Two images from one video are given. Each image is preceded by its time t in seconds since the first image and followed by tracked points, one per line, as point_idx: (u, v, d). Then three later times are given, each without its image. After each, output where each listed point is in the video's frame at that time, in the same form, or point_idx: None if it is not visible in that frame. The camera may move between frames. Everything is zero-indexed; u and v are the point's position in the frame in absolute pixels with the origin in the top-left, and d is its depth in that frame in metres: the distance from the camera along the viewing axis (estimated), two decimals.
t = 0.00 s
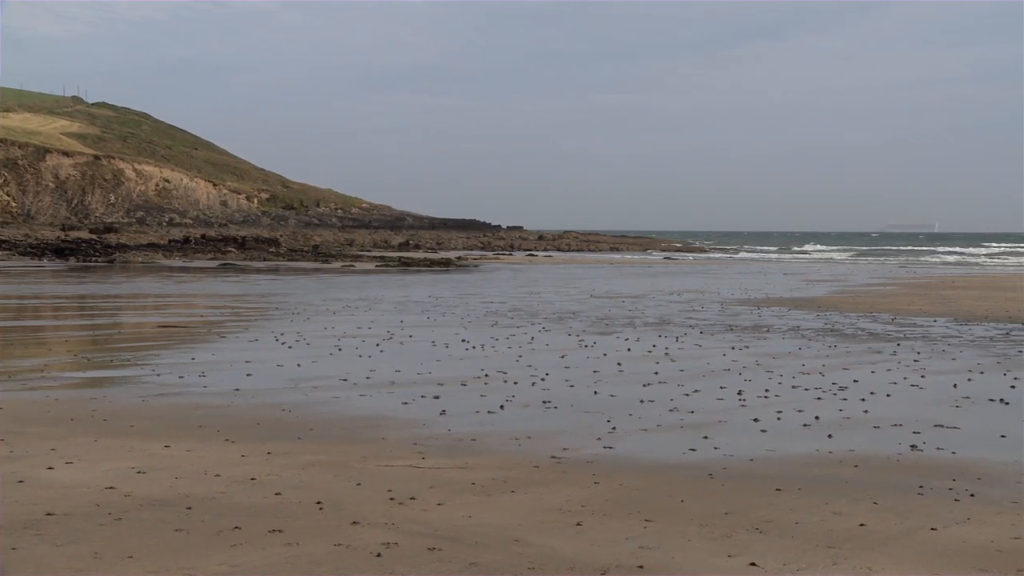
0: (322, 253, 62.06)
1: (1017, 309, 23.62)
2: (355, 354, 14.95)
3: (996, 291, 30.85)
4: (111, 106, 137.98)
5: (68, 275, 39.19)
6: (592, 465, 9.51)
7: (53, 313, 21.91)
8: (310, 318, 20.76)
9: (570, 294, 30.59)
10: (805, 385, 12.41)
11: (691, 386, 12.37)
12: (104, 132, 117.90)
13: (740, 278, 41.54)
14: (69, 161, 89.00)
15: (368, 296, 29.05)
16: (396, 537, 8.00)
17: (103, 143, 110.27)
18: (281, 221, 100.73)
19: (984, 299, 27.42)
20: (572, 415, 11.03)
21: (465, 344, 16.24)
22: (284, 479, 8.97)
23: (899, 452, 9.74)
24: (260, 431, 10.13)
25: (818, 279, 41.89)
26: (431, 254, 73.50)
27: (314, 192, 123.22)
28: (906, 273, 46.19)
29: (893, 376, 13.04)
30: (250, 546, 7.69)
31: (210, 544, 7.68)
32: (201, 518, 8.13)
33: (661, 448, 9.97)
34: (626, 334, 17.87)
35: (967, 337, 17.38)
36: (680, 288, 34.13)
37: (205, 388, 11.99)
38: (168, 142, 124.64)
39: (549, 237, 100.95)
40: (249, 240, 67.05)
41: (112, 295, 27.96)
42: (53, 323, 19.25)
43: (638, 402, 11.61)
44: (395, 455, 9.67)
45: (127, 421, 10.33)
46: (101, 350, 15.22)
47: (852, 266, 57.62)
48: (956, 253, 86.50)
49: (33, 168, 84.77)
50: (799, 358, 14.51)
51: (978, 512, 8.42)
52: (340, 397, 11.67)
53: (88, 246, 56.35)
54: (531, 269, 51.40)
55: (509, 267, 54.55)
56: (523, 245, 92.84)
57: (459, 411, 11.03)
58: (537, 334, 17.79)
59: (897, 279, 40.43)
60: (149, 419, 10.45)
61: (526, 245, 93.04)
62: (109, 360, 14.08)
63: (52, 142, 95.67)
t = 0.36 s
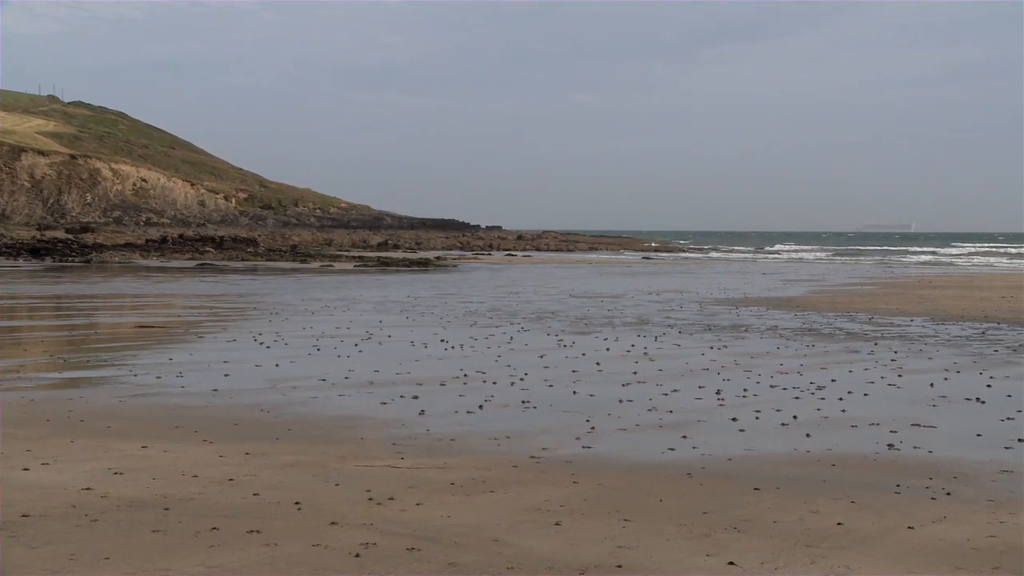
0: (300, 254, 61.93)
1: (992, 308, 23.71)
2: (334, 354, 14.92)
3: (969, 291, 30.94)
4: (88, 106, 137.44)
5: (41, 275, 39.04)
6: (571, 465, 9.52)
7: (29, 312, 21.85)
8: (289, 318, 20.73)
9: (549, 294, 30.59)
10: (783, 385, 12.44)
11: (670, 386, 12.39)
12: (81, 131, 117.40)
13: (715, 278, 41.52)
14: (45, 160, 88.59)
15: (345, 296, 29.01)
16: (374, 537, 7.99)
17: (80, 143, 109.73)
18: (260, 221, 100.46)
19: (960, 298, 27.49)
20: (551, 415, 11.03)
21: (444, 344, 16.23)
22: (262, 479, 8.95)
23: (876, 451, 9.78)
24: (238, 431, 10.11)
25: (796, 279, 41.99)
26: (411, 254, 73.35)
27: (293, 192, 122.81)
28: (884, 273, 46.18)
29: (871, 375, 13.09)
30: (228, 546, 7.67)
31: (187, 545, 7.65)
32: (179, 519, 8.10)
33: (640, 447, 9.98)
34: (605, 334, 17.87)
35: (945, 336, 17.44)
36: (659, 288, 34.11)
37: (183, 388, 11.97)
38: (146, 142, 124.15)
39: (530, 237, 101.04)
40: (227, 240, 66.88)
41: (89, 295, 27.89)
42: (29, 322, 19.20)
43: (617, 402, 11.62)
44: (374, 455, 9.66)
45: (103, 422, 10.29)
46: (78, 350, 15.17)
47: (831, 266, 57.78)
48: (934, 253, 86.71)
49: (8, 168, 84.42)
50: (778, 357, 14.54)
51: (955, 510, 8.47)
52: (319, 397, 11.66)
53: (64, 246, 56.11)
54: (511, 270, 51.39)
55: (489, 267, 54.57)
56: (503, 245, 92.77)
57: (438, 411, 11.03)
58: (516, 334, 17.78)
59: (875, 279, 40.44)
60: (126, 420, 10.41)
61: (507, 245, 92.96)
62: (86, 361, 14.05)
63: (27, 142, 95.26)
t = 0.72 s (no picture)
0: (281, 253, 61.83)
1: (970, 308, 23.82)
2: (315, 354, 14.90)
3: (944, 291, 31.11)
4: (66, 105, 136.77)
5: (15, 275, 38.87)
6: (551, 464, 9.53)
7: (7, 313, 21.78)
8: (269, 318, 20.70)
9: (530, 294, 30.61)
10: (763, 385, 12.47)
11: (650, 386, 12.41)
12: (59, 130, 116.76)
13: (692, 279, 41.60)
14: (22, 160, 88.11)
15: (325, 296, 29.01)
16: (355, 538, 7.98)
17: (58, 142, 109.15)
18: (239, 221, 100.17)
19: (937, 299, 27.57)
20: (532, 415, 11.03)
21: (424, 344, 16.22)
22: (242, 480, 8.92)
23: (855, 449, 9.82)
24: (218, 432, 10.08)
25: (774, 279, 42.11)
26: (391, 254, 73.26)
27: (275, 193, 122.51)
28: (865, 273, 46.19)
29: (850, 374, 13.14)
30: (207, 547, 7.64)
31: (166, 546, 7.62)
32: (157, 520, 8.07)
33: (620, 447, 9.99)
34: (586, 334, 17.87)
35: (923, 336, 17.53)
36: (639, 288, 34.15)
37: (162, 389, 11.94)
38: (126, 142, 123.59)
39: (509, 237, 101.03)
40: (207, 239, 66.62)
41: (68, 295, 27.81)
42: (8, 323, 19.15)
43: (597, 402, 11.64)
44: (354, 455, 9.65)
45: (81, 423, 10.25)
46: (55, 350, 15.12)
47: (812, 266, 57.98)
48: (912, 253, 87.03)
49: None
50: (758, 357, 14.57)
51: (933, 509, 8.51)
52: (299, 397, 11.64)
53: (41, 246, 55.84)
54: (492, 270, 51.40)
55: (472, 267, 54.57)
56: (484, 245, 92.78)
57: (419, 412, 11.02)
58: (497, 334, 17.78)
59: (853, 280, 40.49)
60: (104, 421, 10.37)
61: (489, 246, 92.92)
62: (63, 361, 14.00)
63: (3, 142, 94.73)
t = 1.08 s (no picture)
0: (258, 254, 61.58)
1: (946, 308, 23.92)
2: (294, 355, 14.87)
3: (919, 291, 31.23)
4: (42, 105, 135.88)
5: None
6: (530, 464, 9.52)
7: None
8: (249, 318, 20.66)
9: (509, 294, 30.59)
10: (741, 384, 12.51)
11: (629, 385, 12.43)
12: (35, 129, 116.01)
13: (670, 279, 41.59)
14: None
15: (304, 296, 28.96)
16: (333, 538, 7.96)
17: (34, 141, 108.40)
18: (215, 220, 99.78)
19: (914, 298, 27.65)
20: (511, 414, 11.04)
21: (403, 344, 16.20)
22: (220, 481, 8.88)
23: (833, 448, 9.87)
24: (196, 433, 10.04)
25: (752, 279, 42.18)
26: (369, 254, 72.99)
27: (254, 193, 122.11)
28: (844, 274, 46.09)
29: (827, 373, 13.21)
30: (185, 549, 7.61)
31: (143, 547, 7.58)
32: (134, 521, 8.03)
33: (599, 447, 10.00)
34: (565, 334, 17.88)
35: (900, 335, 17.62)
36: (618, 288, 34.16)
37: (139, 389, 11.88)
38: (103, 142, 122.85)
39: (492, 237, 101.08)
40: (184, 239, 66.32)
41: (43, 295, 27.64)
42: None
43: (576, 402, 11.65)
44: (333, 455, 9.63)
45: (57, 424, 10.18)
46: (31, 351, 15.04)
47: (791, 266, 58.15)
48: (886, 253, 87.08)
49: None
50: (737, 357, 14.61)
51: (910, 507, 8.55)
52: (277, 398, 11.60)
53: (14, 247, 55.45)
54: (472, 270, 51.36)
55: (453, 267, 54.51)
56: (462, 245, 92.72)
57: (398, 412, 11.01)
58: (476, 334, 17.77)
59: (831, 279, 40.47)
60: (81, 421, 10.31)
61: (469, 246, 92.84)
62: (39, 362, 13.93)
63: None
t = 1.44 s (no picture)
0: (233, 253, 61.34)
1: (919, 308, 24.08)
2: (270, 355, 14.84)
3: (892, 291, 31.41)
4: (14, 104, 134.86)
5: None
6: (506, 465, 9.52)
7: None
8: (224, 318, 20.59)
9: (486, 294, 30.59)
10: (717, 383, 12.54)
11: (605, 385, 12.45)
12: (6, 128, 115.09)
13: (648, 279, 41.66)
14: None
15: (280, 296, 28.89)
16: (308, 540, 7.94)
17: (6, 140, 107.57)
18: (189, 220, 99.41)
19: (887, 298, 27.78)
20: (487, 414, 11.03)
21: (379, 344, 16.18)
22: (194, 482, 8.84)
23: (808, 447, 9.92)
24: (170, 434, 9.99)
25: (730, 279, 42.30)
26: (346, 254, 72.79)
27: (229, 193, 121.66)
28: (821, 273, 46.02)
29: (802, 373, 13.27)
30: (159, 550, 7.57)
31: (116, 549, 7.54)
32: (108, 523, 7.98)
33: (575, 447, 10.01)
34: (541, 334, 17.89)
35: (873, 334, 17.73)
36: (594, 288, 34.20)
37: (111, 390, 11.81)
38: (78, 142, 122.02)
39: (468, 237, 101.03)
40: (157, 239, 65.99)
41: (13, 296, 27.44)
42: None
43: (552, 402, 11.66)
44: (308, 455, 9.60)
45: (28, 425, 10.10)
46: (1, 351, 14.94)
47: (770, 266, 58.36)
48: (856, 254, 87.28)
49: None
50: (713, 356, 14.65)
51: (883, 506, 8.60)
52: (252, 398, 11.56)
53: None
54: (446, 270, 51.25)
55: (432, 267, 54.43)
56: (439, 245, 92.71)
57: (374, 412, 10.99)
58: (452, 334, 17.77)
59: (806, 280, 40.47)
60: (53, 423, 10.24)
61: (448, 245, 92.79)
62: (11, 363, 13.84)
63: None
